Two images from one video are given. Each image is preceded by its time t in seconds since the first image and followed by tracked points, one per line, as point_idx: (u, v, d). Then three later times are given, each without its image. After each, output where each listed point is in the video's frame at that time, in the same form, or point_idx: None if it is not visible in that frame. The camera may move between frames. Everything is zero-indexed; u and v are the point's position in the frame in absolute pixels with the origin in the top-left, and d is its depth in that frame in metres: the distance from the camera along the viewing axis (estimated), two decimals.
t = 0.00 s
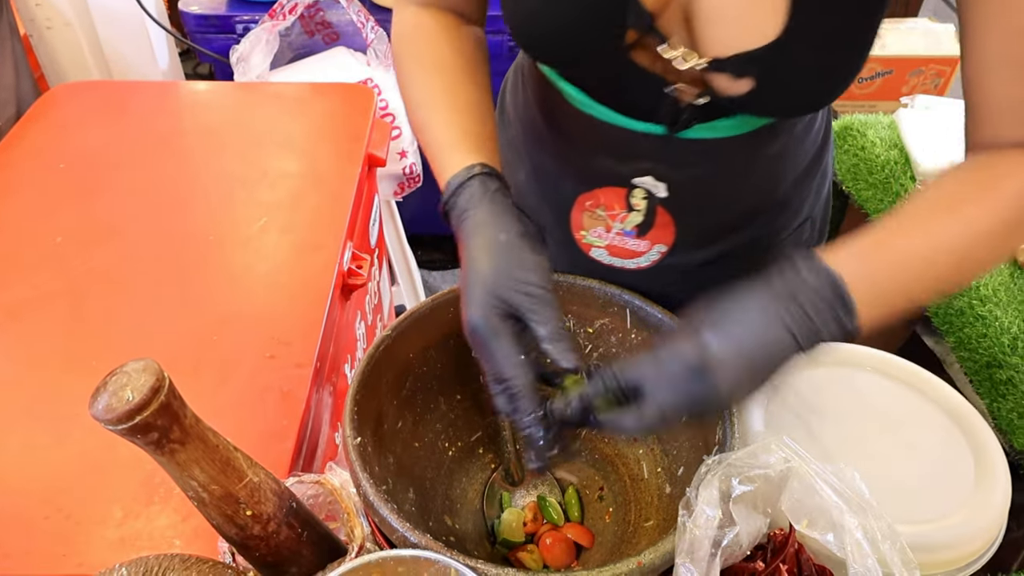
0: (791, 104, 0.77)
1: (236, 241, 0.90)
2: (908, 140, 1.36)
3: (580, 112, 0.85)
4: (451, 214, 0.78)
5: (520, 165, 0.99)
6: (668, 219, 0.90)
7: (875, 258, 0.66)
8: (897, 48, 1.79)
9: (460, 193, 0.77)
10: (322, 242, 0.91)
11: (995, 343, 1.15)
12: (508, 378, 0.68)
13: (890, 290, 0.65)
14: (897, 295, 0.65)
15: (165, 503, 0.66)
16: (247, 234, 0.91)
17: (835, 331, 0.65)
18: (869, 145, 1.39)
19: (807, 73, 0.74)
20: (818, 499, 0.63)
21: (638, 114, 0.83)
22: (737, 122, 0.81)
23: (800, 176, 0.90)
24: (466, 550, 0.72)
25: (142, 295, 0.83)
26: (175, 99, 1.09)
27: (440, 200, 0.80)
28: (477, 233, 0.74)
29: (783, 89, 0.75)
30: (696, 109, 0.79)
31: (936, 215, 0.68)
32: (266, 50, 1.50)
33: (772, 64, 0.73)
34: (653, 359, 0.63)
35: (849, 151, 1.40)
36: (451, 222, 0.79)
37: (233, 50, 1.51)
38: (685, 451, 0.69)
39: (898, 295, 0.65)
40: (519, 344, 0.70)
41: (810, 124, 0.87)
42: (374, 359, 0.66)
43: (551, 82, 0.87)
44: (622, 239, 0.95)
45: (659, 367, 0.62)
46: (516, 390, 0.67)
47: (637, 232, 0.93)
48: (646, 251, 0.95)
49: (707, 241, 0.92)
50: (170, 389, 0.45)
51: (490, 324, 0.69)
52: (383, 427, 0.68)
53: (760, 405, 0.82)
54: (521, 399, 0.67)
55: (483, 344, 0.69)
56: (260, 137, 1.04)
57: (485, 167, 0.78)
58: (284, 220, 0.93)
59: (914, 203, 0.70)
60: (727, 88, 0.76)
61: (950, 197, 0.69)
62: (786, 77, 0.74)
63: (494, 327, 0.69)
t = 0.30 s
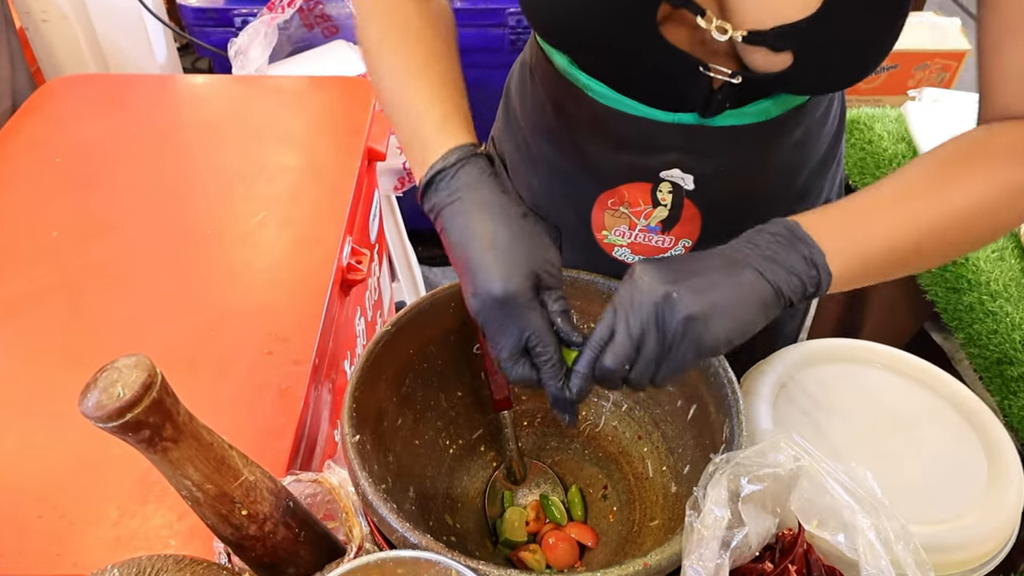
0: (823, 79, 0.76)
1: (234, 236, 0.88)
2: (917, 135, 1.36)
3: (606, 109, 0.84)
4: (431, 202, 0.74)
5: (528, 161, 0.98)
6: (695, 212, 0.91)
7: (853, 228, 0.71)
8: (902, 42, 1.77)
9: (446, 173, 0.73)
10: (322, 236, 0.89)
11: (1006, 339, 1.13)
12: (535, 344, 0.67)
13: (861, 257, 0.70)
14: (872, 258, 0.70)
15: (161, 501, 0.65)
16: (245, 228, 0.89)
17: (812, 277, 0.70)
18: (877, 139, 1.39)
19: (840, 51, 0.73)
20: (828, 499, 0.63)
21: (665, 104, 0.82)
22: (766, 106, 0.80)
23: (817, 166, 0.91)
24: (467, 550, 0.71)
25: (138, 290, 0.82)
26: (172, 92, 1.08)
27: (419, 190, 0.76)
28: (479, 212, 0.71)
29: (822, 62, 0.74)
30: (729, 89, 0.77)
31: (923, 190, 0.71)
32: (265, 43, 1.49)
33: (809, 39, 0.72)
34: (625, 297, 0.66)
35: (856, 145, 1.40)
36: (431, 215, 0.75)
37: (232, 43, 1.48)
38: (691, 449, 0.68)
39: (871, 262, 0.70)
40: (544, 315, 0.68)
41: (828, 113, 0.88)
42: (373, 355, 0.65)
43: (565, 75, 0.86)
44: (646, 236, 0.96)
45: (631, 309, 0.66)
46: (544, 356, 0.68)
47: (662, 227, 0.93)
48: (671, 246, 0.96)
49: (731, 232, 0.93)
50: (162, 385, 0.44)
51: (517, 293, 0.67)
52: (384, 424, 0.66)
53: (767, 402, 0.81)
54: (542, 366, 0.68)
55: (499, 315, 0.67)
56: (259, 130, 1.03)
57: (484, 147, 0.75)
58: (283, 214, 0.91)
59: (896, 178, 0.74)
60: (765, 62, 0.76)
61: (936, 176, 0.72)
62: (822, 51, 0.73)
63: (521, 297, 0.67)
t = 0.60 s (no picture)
0: (823, 90, 0.75)
1: (231, 228, 0.87)
2: (925, 126, 1.35)
3: (601, 107, 0.83)
4: (453, 187, 0.76)
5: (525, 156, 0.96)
6: (690, 214, 0.89)
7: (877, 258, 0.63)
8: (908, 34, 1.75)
9: (479, 163, 0.75)
10: (321, 229, 0.88)
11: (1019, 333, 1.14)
12: (543, 335, 0.67)
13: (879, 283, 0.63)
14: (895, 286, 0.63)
15: (156, 497, 0.64)
16: (243, 220, 0.88)
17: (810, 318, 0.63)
18: (883, 130, 1.38)
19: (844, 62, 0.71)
20: (838, 494, 0.62)
21: (661, 105, 0.80)
22: (764, 111, 0.79)
23: (818, 168, 0.89)
24: (468, 547, 0.69)
25: (135, 283, 0.80)
26: (170, 83, 1.06)
27: (435, 179, 0.77)
28: (509, 204, 0.74)
29: (825, 71, 0.72)
30: (725, 96, 0.77)
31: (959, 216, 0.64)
32: (264, 34, 1.49)
33: (814, 49, 0.70)
34: (614, 336, 0.63)
35: (862, 137, 1.37)
36: (448, 203, 0.76)
37: (230, 36, 1.50)
38: (697, 444, 0.66)
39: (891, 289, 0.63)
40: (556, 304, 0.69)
41: (831, 114, 0.86)
42: (373, 347, 0.64)
43: (562, 71, 0.84)
44: (640, 236, 0.94)
45: (629, 343, 0.62)
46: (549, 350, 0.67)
47: (656, 228, 0.92)
48: (666, 247, 0.94)
49: (729, 233, 0.92)
50: (154, 376, 0.42)
51: (546, 279, 0.69)
52: (383, 418, 0.65)
53: (774, 396, 0.80)
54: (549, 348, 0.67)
55: (510, 297, 0.68)
56: (257, 122, 1.01)
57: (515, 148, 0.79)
58: (281, 206, 0.90)
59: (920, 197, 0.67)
60: (765, 73, 0.74)
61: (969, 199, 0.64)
62: (825, 61, 0.71)
63: (545, 281, 0.68)
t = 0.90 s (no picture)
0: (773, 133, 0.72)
1: (231, 221, 0.86)
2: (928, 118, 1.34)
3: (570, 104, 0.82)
4: (452, 182, 0.75)
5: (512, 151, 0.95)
6: (657, 218, 0.85)
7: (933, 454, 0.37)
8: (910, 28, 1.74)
9: (477, 165, 0.75)
10: (320, 221, 0.87)
11: None
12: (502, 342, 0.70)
13: None
14: None
15: (155, 490, 0.63)
16: (243, 212, 0.87)
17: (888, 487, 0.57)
18: (888, 121, 1.38)
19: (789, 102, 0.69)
20: (846, 489, 0.64)
21: (616, 113, 0.78)
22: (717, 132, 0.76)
23: (808, 179, 0.84)
24: (469, 539, 0.69)
25: (134, 275, 0.80)
26: (169, 75, 1.06)
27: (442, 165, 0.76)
28: (500, 210, 0.73)
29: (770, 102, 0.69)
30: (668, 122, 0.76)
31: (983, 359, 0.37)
32: (264, 27, 1.47)
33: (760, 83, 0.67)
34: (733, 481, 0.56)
35: (867, 129, 1.38)
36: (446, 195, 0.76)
37: (229, 28, 1.47)
38: (700, 437, 0.66)
39: None
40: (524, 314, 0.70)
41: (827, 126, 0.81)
42: (374, 337, 0.63)
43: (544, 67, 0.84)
44: (611, 233, 0.90)
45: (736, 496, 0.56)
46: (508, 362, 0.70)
47: (624, 228, 0.88)
48: (636, 247, 0.90)
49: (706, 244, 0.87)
50: (152, 366, 0.42)
51: (515, 293, 0.69)
52: (384, 410, 0.65)
53: (778, 389, 0.80)
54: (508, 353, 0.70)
55: (481, 302, 0.69)
56: (257, 114, 1.01)
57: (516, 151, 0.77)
58: (281, 199, 0.89)
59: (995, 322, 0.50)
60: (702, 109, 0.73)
61: None
62: (768, 98, 0.69)
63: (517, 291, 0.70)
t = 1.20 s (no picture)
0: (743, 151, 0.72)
1: (232, 215, 0.86)
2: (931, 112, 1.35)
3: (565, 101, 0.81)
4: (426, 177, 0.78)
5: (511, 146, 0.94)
6: (653, 217, 0.84)
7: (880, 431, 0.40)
8: (914, 22, 1.73)
9: (448, 157, 0.77)
10: (322, 216, 0.87)
11: None
12: (467, 334, 0.71)
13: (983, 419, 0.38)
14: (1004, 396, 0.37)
15: (156, 485, 0.63)
16: (244, 207, 0.87)
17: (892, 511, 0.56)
18: (892, 116, 1.39)
19: (770, 108, 0.68)
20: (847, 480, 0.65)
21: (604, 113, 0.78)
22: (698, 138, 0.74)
23: (812, 177, 0.83)
24: (472, 533, 0.69)
25: (135, 269, 0.80)
26: (169, 69, 1.05)
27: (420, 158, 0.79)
28: (469, 207, 0.76)
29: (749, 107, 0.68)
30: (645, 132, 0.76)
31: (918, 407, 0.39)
32: (264, 21, 1.47)
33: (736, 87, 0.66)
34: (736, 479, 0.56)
35: (870, 122, 1.39)
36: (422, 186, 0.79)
37: (230, 22, 1.47)
38: (703, 431, 0.66)
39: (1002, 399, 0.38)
40: (484, 307, 0.72)
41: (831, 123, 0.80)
42: (376, 331, 0.63)
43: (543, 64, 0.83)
44: (609, 231, 0.89)
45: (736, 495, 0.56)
46: (478, 356, 0.71)
47: (622, 226, 0.87)
48: (633, 246, 0.89)
49: (706, 243, 0.86)
50: (153, 359, 0.42)
51: (470, 282, 0.72)
52: (386, 404, 0.64)
53: (782, 382, 0.80)
54: (472, 346, 0.71)
55: (448, 296, 0.72)
56: (257, 108, 1.00)
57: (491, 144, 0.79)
58: (282, 193, 0.89)
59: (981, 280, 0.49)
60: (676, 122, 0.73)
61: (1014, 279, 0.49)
62: (747, 103, 0.67)
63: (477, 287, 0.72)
